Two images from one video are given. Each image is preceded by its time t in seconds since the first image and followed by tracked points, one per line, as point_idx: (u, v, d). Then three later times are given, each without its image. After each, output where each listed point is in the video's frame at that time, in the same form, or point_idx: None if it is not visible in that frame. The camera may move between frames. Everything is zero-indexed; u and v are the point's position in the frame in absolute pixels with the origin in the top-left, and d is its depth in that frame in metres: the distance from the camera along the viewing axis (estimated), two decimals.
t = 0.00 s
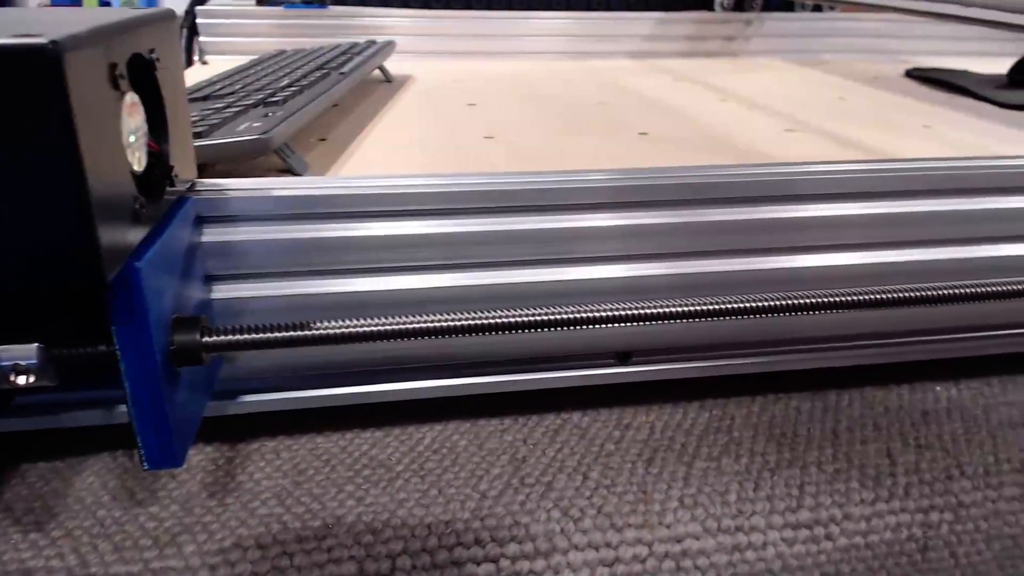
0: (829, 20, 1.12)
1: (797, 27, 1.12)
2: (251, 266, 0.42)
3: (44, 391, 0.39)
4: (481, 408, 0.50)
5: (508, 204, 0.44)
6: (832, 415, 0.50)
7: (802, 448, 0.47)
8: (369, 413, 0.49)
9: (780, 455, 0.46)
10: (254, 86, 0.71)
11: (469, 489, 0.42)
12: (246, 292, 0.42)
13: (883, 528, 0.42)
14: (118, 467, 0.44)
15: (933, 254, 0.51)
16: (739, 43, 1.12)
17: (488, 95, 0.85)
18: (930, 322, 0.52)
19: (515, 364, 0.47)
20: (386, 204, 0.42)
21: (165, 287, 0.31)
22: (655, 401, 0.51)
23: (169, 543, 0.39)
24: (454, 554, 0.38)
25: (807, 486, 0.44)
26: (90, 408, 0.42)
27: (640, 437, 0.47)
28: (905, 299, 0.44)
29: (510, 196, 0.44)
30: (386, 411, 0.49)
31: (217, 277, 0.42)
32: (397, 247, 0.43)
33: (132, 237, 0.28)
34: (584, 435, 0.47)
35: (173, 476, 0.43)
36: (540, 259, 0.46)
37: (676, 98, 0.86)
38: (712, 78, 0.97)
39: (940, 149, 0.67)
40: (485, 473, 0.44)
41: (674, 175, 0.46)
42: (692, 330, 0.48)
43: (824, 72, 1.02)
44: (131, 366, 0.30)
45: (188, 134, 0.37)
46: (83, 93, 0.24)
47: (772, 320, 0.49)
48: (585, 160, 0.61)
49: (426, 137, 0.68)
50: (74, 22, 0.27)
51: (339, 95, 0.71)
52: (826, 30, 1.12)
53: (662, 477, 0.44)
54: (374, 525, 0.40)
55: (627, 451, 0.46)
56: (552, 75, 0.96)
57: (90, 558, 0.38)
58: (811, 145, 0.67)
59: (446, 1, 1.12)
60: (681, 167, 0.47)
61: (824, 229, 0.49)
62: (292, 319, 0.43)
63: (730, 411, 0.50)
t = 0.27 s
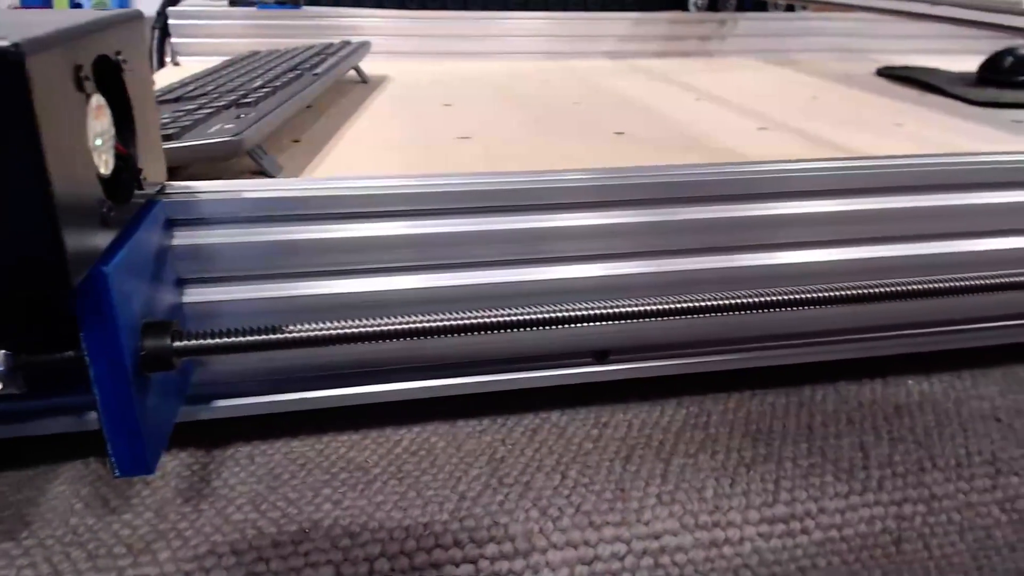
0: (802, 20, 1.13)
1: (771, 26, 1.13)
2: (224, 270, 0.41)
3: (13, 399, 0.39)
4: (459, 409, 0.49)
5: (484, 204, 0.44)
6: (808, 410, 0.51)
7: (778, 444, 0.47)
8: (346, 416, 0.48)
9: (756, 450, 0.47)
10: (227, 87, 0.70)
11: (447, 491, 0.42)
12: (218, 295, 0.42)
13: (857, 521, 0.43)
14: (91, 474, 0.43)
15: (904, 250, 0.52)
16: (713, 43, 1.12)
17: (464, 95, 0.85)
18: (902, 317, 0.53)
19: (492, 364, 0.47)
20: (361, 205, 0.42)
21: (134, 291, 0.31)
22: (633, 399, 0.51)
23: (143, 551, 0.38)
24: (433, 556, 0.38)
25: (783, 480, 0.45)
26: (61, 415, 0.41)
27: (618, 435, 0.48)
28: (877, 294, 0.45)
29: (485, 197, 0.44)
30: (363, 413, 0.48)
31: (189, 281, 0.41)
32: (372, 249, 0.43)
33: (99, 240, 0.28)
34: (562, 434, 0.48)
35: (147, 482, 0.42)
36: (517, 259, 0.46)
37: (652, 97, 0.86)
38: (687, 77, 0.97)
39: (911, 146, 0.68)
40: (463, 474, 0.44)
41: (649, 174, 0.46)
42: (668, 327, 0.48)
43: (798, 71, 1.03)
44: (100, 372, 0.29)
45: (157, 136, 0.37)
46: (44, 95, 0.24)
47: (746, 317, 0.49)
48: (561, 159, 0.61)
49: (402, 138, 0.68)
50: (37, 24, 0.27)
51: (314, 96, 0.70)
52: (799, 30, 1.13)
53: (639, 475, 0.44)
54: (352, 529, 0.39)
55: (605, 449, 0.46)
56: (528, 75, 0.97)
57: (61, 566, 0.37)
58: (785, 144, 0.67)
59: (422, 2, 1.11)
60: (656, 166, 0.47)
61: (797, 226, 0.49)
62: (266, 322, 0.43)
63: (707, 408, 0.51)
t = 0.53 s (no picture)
0: (789, 20, 1.14)
1: (758, 26, 1.14)
2: (211, 271, 0.41)
3: None
4: (450, 409, 0.49)
5: (473, 204, 0.44)
6: (796, 408, 0.51)
7: (767, 442, 0.48)
8: (336, 417, 0.48)
9: (746, 448, 0.47)
10: (215, 88, 0.70)
11: (438, 491, 0.42)
12: (206, 297, 0.42)
13: (847, 518, 0.43)
14: (78, 478, 0.43)
15: (892, 248, 0.52)
16: (702, 42, 1.13)
17: (454, 95, 0.85)
18: (889, 315, 0.53)
19: (482, 364, 0.47)
20: (349, 206, 0.42)
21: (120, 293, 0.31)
22: (623, 398, 0.51)
23: (131, 554, 0.38)
24: (423, 557, 0.38)
25: (772, 478, 0.45)
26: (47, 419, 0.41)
27: (608, 434, 0.48)
28: (865, 292, 0.45)
29: (474, 197, 0.44)
30: (353, 415, 0.48)
31: (175, 282, 0.41)
32: (362, 250, 0.43)
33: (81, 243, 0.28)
34: (553, 434, 0.48)
35: (135, 485, 0.42)
36: (506, 259, 0.46)
37: (641, 97, 0.87)
38: (676, 77, 0.98)
39: (898, 145, 0.68)
40: (454, 474, 0.44)
41: (638, 174, 0.46)
42: (657, 326, 0.48)
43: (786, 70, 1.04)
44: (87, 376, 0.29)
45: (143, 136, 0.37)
46: (28, 97, 0.24)
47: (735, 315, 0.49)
48: (550, 159, 0.61)
49: (391, 138, 0.67)
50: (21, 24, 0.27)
51: (302, 96, 0.70)
52: (787, 29, 1.13)
53: (630, 474, 0.44)
54: (342, 531, 0.39)
55: (596, 448, 0.46)
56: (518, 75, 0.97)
57: (49, 571, 0.37)
58: (773, 143, 0.68)
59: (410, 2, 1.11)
60: (645, 166, 0.47)
61: (785, 225, 0.49)
62: (253, 324, 0.43)
63: (697, 406, 0.51)
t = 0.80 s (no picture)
0: (764, 19, 1.15)
1: (734, 26, 1.15)
2: (185, 275, 0.41)
3: None
4: (429, 411, 0.49)
5: (450, 205, 0.44)
6: (773, 404, 0.52)
7: (745, 438, 0.48)
8: (314, 421, 0.48)
9: (724, 445, 0.47)
10: (188, 89, 0.69)
11: (417, 493, 0.42)
12: (180, 301, 0.41)
13: (824, 512, 0.43)
14: (52, 485, 0.42)
15: (866, 245, 0.53)
16: (678, 42, 1.13)
17: (432, 96, 0.85)
18: (864, 311, 0.54)
19: (459, 365, 0.47)
20: (323, 207, 0.42)
21: (91, 298, 0.30)
22: (602, 397, 0.51)
23: (106, 562, 0.37)
24: (403, 559, 0.38)
25: (750, 474, 0.45)
26: (19, 426, 0.40)
27: (588, 433, 0.48)
28: (838, 289, 0.46)
29: (450, 198, 0.44)
30: (331, 418, 0.48)
31: (148, 286, 0.41)
32: (338, 252, 0.42)
33: (51, 247, 0.28)
34: (533, 433, 0.48)
35: (110, 492, 0.42)
36: (484, 260, 0.46)
37: (618, 97, 0.87)
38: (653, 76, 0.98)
39: (870, 143, 0.69)
40: (434, 476, 0.44)
41: (614, 174, 0.46)
42: (635, 325, 0.48)
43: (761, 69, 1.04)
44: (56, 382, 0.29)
45: (113, 139, 0.36)
46: None
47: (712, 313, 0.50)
48: (528, 159, 0.61)
49: (368, 139, 0.67)
50: None
51: (277, 97, 0.70)
52: (761, 29, 1.14)
53: (610, 472, 0.45)
54: (321, 534, 0.39)
55: (575, 447, 0.47)
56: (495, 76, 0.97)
57: None
58: (749, 142, 0.68)
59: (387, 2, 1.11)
60: (621, 165, 0.47)
61: (760, 223, 0.50)
62: (228, 328, 0.42)
63: (676, 404, 0.51)
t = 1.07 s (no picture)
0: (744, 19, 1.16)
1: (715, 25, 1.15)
2: (164, 278, 0.41)
3: None
4: (412, 412, 0.49)
5: (431, 205, 0.44)
6: (755, 401, 0.52)
7: (727, 435, 0.48)
8: (297, 424, 0.48)
9: (706, 443, 0.48)
10: (167, 90, 0.68)
11: (401, 494, 0.42)
12: (159, 304, 0.41)
13: (805, 507, 0.44)
14: (30, 492, 0.41)
15: (846, 243, 0.53)
16: (659, 42, 1.14)
17: (414, 96, 0.85)
18: (844, 308, 0.54)
19: (442, 366, 0.47)
20: (303, 209, 0.41)
21: (67, 302, 0.30)
22: (585, 396, 0.51)
23: (86, 569, 0.37)
24: (387, 561, 0.38)
25: (732, 471, 0.45)
26: None
27: (572, 433, 0.48)
28: (817, 286, 0.46)
29: (431, 198, 0.44)
30: (314, 420, 0.48)
31: (125, 290, 0.40)
32: (319, 253, 0.42)
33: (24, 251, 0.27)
34: (516, 433, 0.48)
35: (89, 498, 0.41)
36: (466, 260, 0.46)
37: (601, 97, 0.87)
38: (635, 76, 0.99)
39: (849, 141, 0.70)
40: (417, 478, 0.43)
41: (596, 173, 0.47)
42: (616, 324, 0.49)
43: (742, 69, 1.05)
44: (31, 388, 0.29)
45: (88, 141, 0.36)
46: None
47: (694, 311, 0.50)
48: (510, 159, 0.61)
49: (349, 140, 0.67)
50: None
51: (257, 98, 0.69)
52: (742, 28, 1.15)
53: (593, 471, 0.45)
54: (303, 538, 0.39)
55: (559, 446, 0.47)
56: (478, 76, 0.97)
57: None
58: (730, 141, 0.69)
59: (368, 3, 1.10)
60: (602, 165, 0.47)
61: (741, 221, 0.50)
62: (208, 331, 0.42)
63: (659, 402, 0.51)
